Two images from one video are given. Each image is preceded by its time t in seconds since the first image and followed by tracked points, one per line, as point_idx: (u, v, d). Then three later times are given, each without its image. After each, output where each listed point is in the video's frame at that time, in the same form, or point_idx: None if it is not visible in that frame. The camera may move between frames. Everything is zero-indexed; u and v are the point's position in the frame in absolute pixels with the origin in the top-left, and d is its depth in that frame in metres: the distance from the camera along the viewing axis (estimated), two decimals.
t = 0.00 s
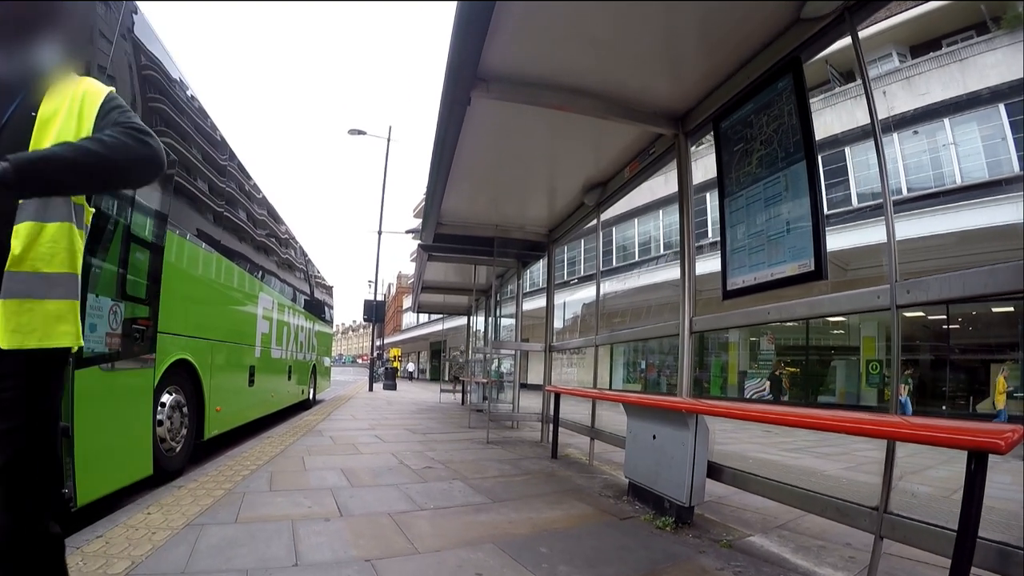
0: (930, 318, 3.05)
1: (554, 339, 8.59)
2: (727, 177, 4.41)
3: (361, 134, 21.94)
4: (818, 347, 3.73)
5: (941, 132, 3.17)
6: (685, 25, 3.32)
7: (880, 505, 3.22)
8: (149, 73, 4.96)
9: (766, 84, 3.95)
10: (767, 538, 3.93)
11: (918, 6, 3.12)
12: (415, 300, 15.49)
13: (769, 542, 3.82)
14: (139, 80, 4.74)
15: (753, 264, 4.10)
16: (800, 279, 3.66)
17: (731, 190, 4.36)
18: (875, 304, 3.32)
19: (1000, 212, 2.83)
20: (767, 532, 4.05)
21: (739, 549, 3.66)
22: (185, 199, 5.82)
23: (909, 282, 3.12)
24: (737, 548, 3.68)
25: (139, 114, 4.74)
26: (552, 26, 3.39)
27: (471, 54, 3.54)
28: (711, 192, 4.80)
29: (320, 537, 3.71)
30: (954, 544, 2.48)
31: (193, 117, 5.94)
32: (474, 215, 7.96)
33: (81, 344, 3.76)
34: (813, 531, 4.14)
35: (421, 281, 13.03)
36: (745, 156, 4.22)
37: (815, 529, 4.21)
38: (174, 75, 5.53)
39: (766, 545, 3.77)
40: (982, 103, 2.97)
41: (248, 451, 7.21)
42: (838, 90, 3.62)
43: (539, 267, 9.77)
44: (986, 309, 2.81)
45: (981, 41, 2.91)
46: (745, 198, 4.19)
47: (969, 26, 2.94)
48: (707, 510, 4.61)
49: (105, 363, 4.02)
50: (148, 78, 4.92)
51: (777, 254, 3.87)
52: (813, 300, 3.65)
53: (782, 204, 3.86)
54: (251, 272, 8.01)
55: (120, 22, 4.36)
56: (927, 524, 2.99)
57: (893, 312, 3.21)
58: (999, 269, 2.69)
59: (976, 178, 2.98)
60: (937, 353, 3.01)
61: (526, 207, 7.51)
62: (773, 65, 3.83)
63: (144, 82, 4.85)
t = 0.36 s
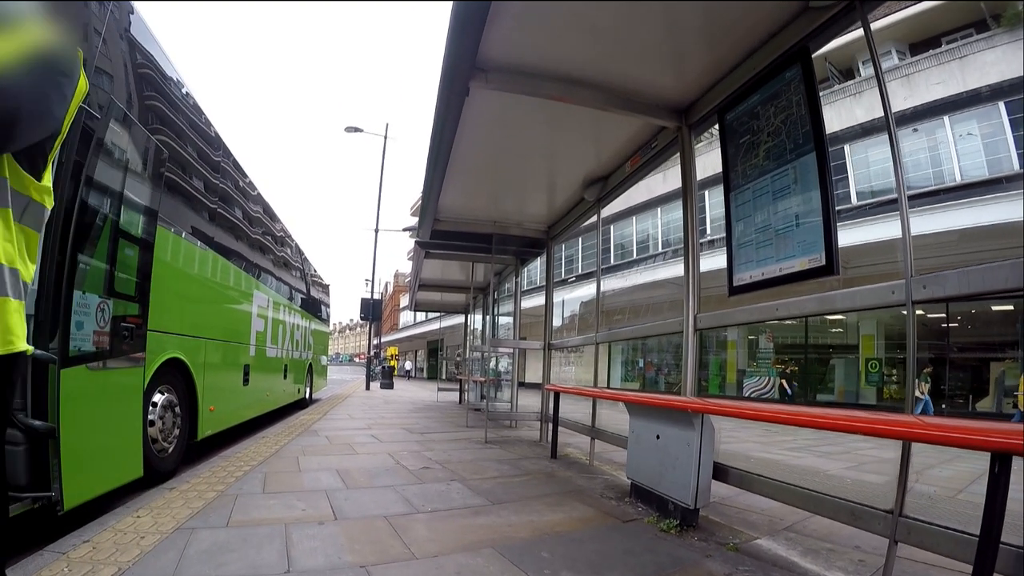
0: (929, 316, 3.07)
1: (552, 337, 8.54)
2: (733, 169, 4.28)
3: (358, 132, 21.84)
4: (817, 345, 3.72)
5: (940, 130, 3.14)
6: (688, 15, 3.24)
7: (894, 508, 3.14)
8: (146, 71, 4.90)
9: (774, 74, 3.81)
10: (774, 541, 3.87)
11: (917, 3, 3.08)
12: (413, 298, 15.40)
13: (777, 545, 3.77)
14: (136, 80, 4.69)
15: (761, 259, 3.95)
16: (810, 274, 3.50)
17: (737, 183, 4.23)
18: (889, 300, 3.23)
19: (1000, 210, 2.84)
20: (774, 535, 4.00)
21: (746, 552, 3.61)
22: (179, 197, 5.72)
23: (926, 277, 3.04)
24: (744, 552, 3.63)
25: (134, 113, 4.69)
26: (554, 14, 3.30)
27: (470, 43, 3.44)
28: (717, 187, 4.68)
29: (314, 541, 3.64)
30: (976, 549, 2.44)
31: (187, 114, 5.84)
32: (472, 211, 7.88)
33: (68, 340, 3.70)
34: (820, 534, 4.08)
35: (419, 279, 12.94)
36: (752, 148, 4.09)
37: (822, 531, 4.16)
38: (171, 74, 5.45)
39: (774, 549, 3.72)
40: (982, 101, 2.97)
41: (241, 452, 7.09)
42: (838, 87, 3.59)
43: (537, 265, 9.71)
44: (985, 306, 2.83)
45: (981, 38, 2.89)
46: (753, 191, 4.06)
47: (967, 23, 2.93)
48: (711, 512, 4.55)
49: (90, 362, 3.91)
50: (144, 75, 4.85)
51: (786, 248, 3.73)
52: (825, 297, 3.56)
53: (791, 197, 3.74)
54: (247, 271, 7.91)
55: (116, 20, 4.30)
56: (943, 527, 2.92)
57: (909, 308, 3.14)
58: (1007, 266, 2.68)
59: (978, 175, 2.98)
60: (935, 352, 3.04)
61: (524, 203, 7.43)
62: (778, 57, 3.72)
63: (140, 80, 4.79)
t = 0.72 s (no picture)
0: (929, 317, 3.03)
1: (551, 337, 8.51)
2: (739, 165, 4.21)
3: (357, 131, 21.80)
4: (817, 345, 3.68)
5: (941, 129, 3.10)
6: (691, 7, 3.19)
7: (909, 512, 2.98)
8: (145, 71, 4.87)
9: (781, 68, 3.74)
10: (782, 545, 3.82)
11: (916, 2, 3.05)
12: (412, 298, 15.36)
13: (785, 550, 3.72)
14: (133, 79, 4.65)
15: (768, 256, 3.85)
16: (821, 271, 3.40)
17: (742, 179, 4.16)
18: (904, 297, 3.10)
19: (1001, 209, 2.80)
20: (781, 539, 3.95)
21: (754, 557, 3.55)
22: (177, 196, 5.67)
23: (940, 274, 2.94)
24: (751, 556, 3.58)
25: (131, 112, 4.65)
26: (555, 5, 3.24)
27: (470, 36, 3.38)
28: (723, 185, 4.65)
29: (310, 547, 3.58)
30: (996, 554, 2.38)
31: (187, 113, 5.80)
32: (472, 210, 7.83)
33: (58, 340, 3.64)
34: (828, 537, 4.03)
35: (418, 279, 12.90)
36: (759, 142, 4.01)
37: (830, 535, 4.10)
38: (170, 73, 5.41)
39: (781, 553, 3.67)
40: (983, 100, 2.92)
41: (234, 454, 6.99)
42: (838, 86, 3.60)
43: (537, 265, 9.67)
44: (986, 306, 2.80)
45: (981, 37, 2.85)
46: (761, 185, 3.97)
47: (967, 22, 2.88)
48: (716, 515, 4.50)
49: (81, 363, 3.85)
50: (142, 75, 4.81)
51: (794, 245, 3.64)
52: (836, 295, 3.44)
53: (800, 192, 3.65)
54: (246, 270, 7.86)
55: (114, 20, 4.34)
56: (959, 531, 2.79)
57: (923, 304, 3.01)
58: (1007, 266, 2.66)
59: (978, 174, 2.93)
60: (937, 352, 3.02)
61: (524, 201, 7.38)
62: (785, 50, 3.65)
63: (138, 79, 4.76)
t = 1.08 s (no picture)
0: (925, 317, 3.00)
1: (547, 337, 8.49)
2: (739, 162, 4.18)
3: (352, 130, 21.72)
4: (813, 345, 3.66)
5: (936, 130, 3.08)
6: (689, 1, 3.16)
7: (914, 515, 2.93)
8: (139, 70, 4.80)
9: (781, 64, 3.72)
10: (782, 547, 3.80)
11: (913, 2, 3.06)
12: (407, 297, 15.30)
13: (786, 552, 3.70)
14: (126, 75, 4.58)
15: (769, 254, 3.82)
16: (823, 269, 3.37)
17: (743, 176, 4.12)
18: (908, 296, 3.02)
19: (998, 209, 2.79)
20: (782, 541, 3.92)
21: (755, 560, 3.53)
22: (170, 194, 5.60)
23: (947, 271, 2.86)
24: (752, 559, 3.55)
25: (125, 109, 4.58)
26: None
27: (466, 29, 3.33)
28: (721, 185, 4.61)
29: (301, 551, 3.53)
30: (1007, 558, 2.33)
31: (181, 111, 5.73)
32: (467, 208, 7.78)
33: (45, 339, 3.58)
34: (828, 539, 4.02)
35: (413, 278, 12.85)
36: (759, 139, 3.98)
37: (831, 537, 4.08)
38: (164, 71, 5.34)
39: (782, 555, 3.65)
40: (979, 100, 2.92)
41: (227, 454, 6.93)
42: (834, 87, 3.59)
43: (532, 264, 9.64)
44: (981, 306, 2.79)
45: (977, 38, 2.87)
46: (762, 182, 3.94)
47: (964, 23, 2.91)
48: (715, 516, 4.47)
49: (68, 362, 3.78)
50: (136, 72, 4.75)
51: (796, 242, 3.61)
52: (838, 293, 3.38)
53: (801, 189, 3.63)
54: (239, 268, 7.78)
55: (109, 19, 4.26)
56: (966, 534, 2.76)
57: (928, 303, 2.94)
58: (1000, 266, 2.63)
59: (973, 175, 2.92)
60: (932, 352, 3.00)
61: (520, 199, 7.34)
62: (786, 45, 3.63)
63: (132, 75, 4.69)
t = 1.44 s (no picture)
0: (928, 316, 2.99)
1: (548, 337, 8.48)
2: (742, 161, 4.16)
3: (353, 130, 21.70)
4: (816, 345, 3.64)
5: (939, 129, 3.05)
6: None
7: (922, 516, 2.95)
8: (141, 70, 4.80)
9: (786, 61, 3.68)
10: (787, 549, 3.78)
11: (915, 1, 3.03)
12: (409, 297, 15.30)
13: (792, 554, 3.67)
14: (128, 76, 4.57)
15: (775, 253, 3.80)
16: (829, 268, 3.35)
17: (748, 174, 4.10)
18: (914, 295, 3.00)
19: (1002, 208, 2.76)
20: (786, 543, 3.90)
21: (760, 562, 3.51)
22: (172, 194, 5.59)
23: (954, 271, 2.84)
24: (757, 560, 3.54)
25: (128, 111, 4.59)
26: None
27: (469, 26, 3.30)
28: (724, 185, 4.61)
29: (302, 552, 3.51)
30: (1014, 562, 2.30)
31: (183, 111, 5.72)
32: (470, 207, 7.76)
33: (44, 339, 3.56)
34: (834, 541, 3.99)
35: (414, 278, 12.84)
36: (764, 138, 3.95)
37: (836, 538, 4.06)
38: (166, 71, 5.33)
39: (787, 557, 3.63)
40: (981, 100, 2.89)
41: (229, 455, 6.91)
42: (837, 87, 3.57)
43: (534, 263, 9.63)
44: (985, 306, 2.76)
45: (980, 37, 2.85)
46: (766, 181, 3.92)
47: (967, 22, 2.89)
48: (719, 517, 4.46)
49: (68, 361, 3.77)
50: (138, 72, 4.74)
51: (802, 241, 3.58)
52: (845, 292, 3.35)
53: (807, 188, 3.60)
54: (241, 268, 7.77)
55: (110, 19, 4.24)
56: (973, 535, 2.75)
57: (935, 303, 2.91)
58: (1006, 265, 2.62)
59: (976, 174, 2.90)
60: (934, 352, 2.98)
61: (522, 198, 7.32)
62: (791, 42, 3.60)
63: (134, 76, 4.69)
